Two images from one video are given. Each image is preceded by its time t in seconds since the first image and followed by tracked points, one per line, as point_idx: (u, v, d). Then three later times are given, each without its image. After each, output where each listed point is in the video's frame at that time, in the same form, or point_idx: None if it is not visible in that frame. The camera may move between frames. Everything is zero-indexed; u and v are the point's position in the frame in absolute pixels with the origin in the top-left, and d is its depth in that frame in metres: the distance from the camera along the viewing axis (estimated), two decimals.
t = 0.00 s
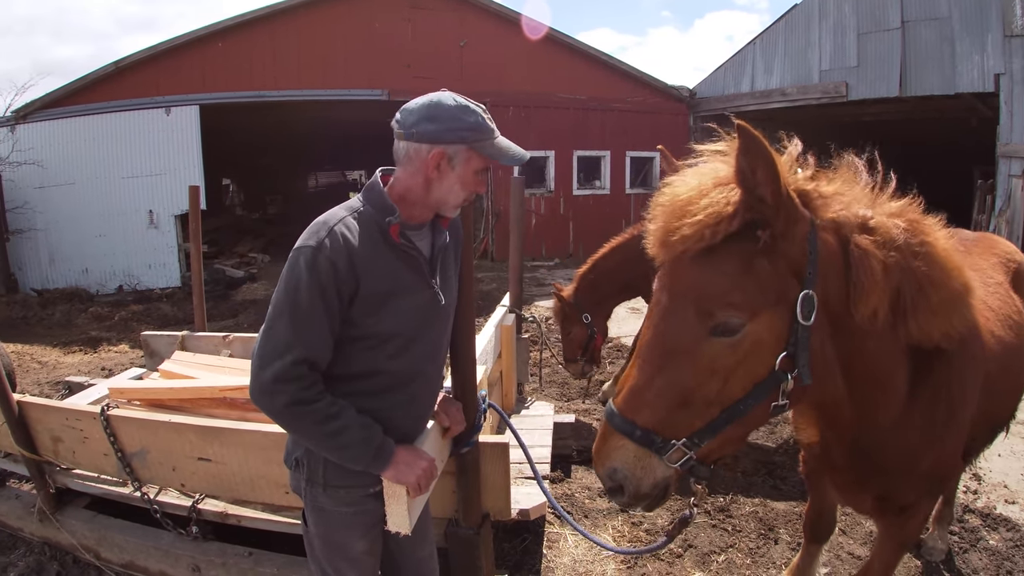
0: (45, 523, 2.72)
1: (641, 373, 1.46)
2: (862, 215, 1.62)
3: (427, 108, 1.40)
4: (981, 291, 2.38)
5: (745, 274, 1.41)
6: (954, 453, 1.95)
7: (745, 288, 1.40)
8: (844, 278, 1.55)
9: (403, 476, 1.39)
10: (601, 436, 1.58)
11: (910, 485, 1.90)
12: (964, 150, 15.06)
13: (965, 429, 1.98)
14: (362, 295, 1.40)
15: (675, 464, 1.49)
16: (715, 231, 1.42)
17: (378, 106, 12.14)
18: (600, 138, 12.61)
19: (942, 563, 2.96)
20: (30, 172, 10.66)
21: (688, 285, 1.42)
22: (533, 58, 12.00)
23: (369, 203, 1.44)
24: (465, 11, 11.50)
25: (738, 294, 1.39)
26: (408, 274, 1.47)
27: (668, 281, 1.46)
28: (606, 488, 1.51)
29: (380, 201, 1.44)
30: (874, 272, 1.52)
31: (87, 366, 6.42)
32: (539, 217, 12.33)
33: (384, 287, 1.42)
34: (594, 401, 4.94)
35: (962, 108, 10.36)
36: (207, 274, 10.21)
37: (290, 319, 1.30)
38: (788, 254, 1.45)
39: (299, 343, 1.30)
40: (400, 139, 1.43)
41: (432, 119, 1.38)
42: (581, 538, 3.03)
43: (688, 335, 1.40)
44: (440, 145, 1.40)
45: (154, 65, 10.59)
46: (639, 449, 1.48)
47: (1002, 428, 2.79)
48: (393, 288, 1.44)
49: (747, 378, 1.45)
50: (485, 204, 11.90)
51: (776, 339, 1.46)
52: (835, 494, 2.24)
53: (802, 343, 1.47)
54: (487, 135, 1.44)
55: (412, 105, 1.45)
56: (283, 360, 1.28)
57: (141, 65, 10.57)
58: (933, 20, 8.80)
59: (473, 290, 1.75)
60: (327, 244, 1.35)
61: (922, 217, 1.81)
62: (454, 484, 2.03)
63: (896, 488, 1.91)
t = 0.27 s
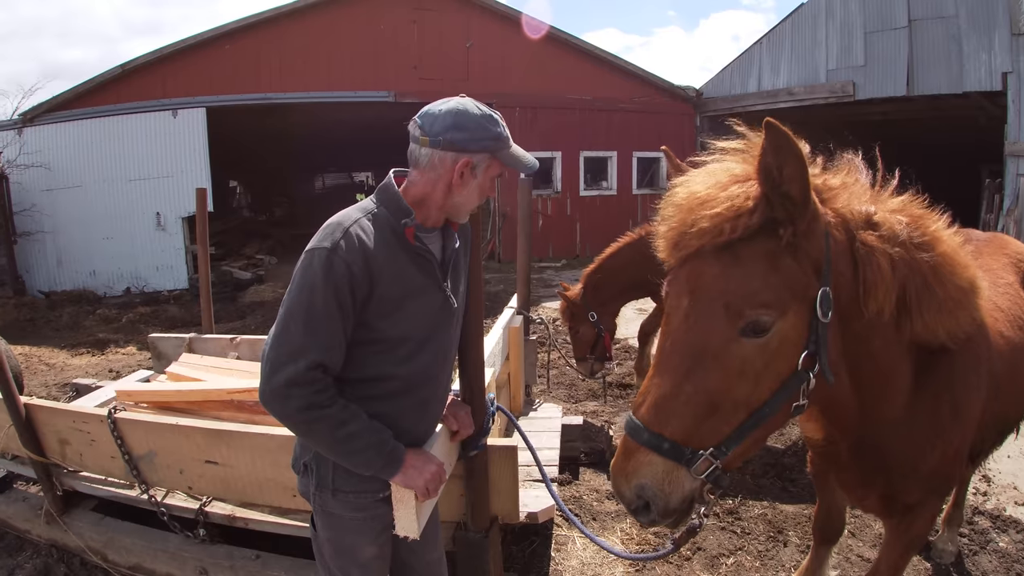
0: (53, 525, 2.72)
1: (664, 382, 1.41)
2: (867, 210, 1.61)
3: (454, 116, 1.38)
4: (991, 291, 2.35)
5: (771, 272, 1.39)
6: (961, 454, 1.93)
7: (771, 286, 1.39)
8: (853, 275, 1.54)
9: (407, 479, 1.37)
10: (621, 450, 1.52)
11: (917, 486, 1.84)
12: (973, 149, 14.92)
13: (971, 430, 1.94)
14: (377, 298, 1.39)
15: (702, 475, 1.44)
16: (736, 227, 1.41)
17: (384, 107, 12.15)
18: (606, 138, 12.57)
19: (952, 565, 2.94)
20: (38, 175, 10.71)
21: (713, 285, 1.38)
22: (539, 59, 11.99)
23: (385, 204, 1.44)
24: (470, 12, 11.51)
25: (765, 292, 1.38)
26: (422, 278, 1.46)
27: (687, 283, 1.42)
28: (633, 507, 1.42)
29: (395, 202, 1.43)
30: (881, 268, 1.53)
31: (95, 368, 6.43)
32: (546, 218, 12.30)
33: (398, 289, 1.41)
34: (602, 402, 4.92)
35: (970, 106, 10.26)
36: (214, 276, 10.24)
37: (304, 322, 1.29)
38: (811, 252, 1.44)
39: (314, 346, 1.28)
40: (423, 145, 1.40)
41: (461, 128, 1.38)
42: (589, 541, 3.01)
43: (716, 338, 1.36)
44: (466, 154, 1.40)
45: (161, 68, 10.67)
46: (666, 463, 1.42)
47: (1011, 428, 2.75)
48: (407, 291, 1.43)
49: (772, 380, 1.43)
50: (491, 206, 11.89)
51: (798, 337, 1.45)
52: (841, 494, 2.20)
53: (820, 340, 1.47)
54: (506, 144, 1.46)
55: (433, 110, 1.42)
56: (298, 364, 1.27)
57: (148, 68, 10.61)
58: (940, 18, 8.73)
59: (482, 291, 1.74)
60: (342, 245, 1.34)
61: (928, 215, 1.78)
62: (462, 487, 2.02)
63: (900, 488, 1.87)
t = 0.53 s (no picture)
0: (58, 527, 2.73)
1: (706, 402, 1.38)
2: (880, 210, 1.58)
3: (467, 118, 1.37)
4: (999, 292, 2.31)
5: (809, 279, 1.37)
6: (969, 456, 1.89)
7: (812, 295, 1.36)
8: (872, 278, 1.52)
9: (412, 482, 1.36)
10: (658, 469, 1.49)
11: (922, 486, 1.81)
12: (981, 148, 14.83)
13: (978, 431, 1.91)
14: (386, 302, 1.38)
15: (740, 490, 1.44)
16: (775, 234, 1.37)
17: (389, 109, 12.16)
18: (611, 139, 12.54)
19: (960, 568, 2.90)
20: (44, 177, 10.75)
21: (754, 299, 1.33)
22: (543, 59, 11.98)
23: (394, 207, 1.43)
24: (475, 13, 11.51)
25: (808, 301, 1.35)
26: (430, 282, 1.45)
27: (723, 296, 1.37)
28: (678, 533, 1.41)
29: (404, 206, 1.42)
30: (900, 270, 1.50)
31: (101, 370, 6.45)
32: (551, 219, 12.28)
33: (407, 292, 1.40)
34: (608, 404, 4.90)
35: (977, 105, 10.20)
36: (220, 277, 10.27)
37: (313, 326, 1.27)
38: (844, 257, 1.42)
39: (322, 351, 1.27)
40: (435, 147, 1.38)
41: (475, 131, 1.36)
42: (595, 544, 2.99)
43: (761, 352, 1.33)
44: (478, 157, 1.39)
45: (166, 70, 10.70)
46: (710, 484, 1.40)
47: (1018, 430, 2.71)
48: (415, 295, 1.41)
49: (809, 388, 1.42)
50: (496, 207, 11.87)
51: (830, 346, 1.43)
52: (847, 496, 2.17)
53: (848, 344, 1.45)
54: (518, 148, 1.45)
55: (446, 112, 1.41)
56: (305, 369, 1.26)
57: (154, 70, 10.65)
58: (947, 17, 8.69)
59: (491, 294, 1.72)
60: (351, 248, 1.32)
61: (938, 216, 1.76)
62: (468, 490, 2.00)
63: (907, 490, 1.84)
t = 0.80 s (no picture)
0: (58, 525, 2.72)
1: (746, 411, 1.31)
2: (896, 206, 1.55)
3: (462, 109, 1.36)
4: (1002, 293, 2.29)
5: (846, 274, 1.33)
6: (969, 457, 1.87)
7: (850, 291, 1.33)
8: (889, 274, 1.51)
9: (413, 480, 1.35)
10: (692, 485, 1.42)
11: (923, 487, 1.80)
12: (983, 148, 14.79)
13: (979, 432, 1.89)
14: (384, 299, 1.37)
15: (775, 503, 1.40)
16: (812, 226, 1.33)
17: (390, 107, 12.14)
18: (613, 137, 12.51)
19: (962, 570, 2.89)
20: (46, 174, 10.75)
21: (794, 296, 1.29)
22: (545, 58, 11.96)
23: (391, 203, 1.41)
24: (477, 11, 11.49)
25: (847, 298, 1.32)
26: (430, 280, 1.43)
27: (757, 295, 1.31)
28: (720, 554, 1.35)
29: (401, 201, 1.41)
30: (920, 266, 1.48)
31: (101, 367, 6.45)
32: (552, 218, 12.25)
33: (405, 289, 1.39)
34: (609, 403, 4.88)
35: (980, 105, 10.16)
36: (221, 275, 10.26)
37: (310, 324, 1.26)
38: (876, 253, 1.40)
39: (321, 349, 1.26)
40: (428, 137, 1.39)
41: (467, 120, 1.35)
42: (596, 543, 2.98)
43: (802, 353, 1.28)
44: (471, 148, 1.37)
45: (168, 67, 10.69)
46: (751, 497, 1.35)
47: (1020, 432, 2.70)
48: (414, 293, 1.40)
49: (842, 389, 1.39)
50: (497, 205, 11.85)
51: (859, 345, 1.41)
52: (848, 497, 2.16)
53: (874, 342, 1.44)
54: (517, 143, 1.41)
55: (443, 104, 1.41)
56: (302, 367, 1.24)
57: (156, 68, 10.65)
58: (950, 16, 8.65)
59: (492, 293, 1.71)
60: (348, 244, 1.31)
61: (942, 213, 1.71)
62: (468, 490, 1.99)
63: (907, 490, 1.82)
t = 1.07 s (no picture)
0: (54, 523, 2.71)
1: (777, 420, 1.26)
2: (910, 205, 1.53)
3: (448, 100, 1.36)
4: (1000, 290, 2.28)
5: (873, 273, 1.30)
6: (967, 455, 1.85)
7: (880, 290, 1.30)
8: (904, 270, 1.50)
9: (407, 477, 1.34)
10: (718, 497, 1.36)
11: (920, 485, 1.80)
12: (981, 146, 14.80)
13: (977, 431, 1.89)
14: (377, 295, 1.36)
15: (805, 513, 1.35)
16: (837, 220, 1.31)
17: (389, 104, 12.12)
18: (612, 135, 12.50)
19: (961, 568, 2.89)
20: (43, 172, 10.71)
21: (823, 298, 1.25)
22: (544, 55, 11.94)
23: (383, 198, 1.41)
24: (475, 8, 11.46)
25: (878, 298, 1.29)
26: (424, 275, 1.43)
27: (783, 296, 1.27)
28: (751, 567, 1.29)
29: (393, 195, 1.40)
30: (934, 263, 1.47)
31: (99, 365, 6.43)
32: (551, 216, 12.24)
33: (399, 285, 1.38)
34: (608, 401, 4.88)
35: (978, 103, 10.16)
36: (219, 273, 10.24)
37: (302, 320, 1.25)
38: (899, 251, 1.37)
39: (312, 346, 1.25)
40: (416, 129, 1.40)
41: (453, 112, 1.35)
42: (594, 541, 2.98)
43: (835, 357, 1.25)
44: (457, 138, 1.36)
45: (165, 64, 10.66)
46: (782, 508, 1.30)
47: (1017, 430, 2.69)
48: (408, 288, 1.39)
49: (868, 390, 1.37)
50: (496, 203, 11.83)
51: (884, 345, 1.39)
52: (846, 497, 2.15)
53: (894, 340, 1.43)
54: (506, 135, 1.39)
55: (432, 98, 1.42)
56: (295, 364, 1.23)
57: (153, 65, 10.62)
58: (949, 14, 8.64)
59: (488, 290, 1.70)
60: (339, 240, 1.30)
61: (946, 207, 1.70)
62: (465, 487, 1.98)
63: (904, 488, 1.82)
